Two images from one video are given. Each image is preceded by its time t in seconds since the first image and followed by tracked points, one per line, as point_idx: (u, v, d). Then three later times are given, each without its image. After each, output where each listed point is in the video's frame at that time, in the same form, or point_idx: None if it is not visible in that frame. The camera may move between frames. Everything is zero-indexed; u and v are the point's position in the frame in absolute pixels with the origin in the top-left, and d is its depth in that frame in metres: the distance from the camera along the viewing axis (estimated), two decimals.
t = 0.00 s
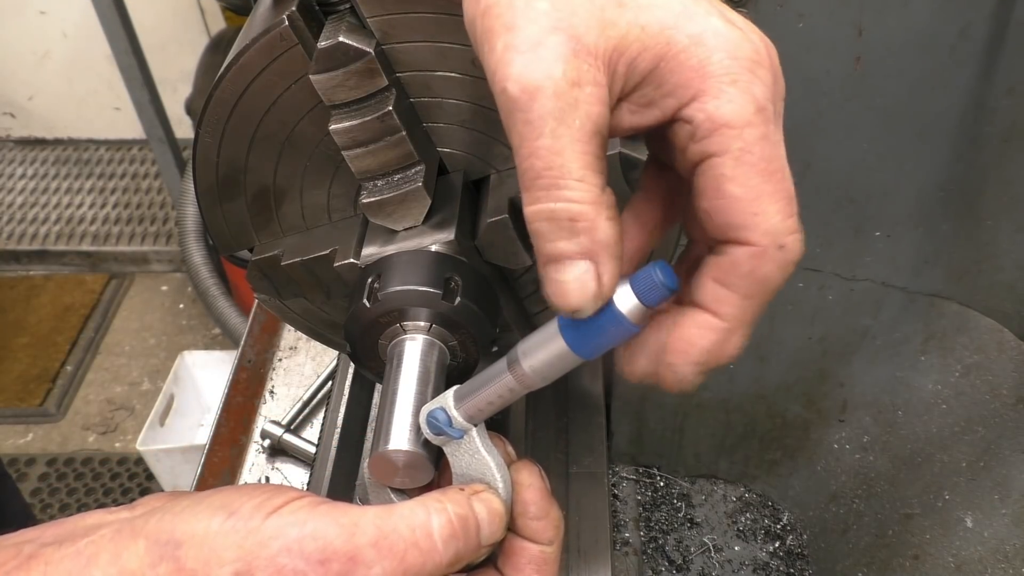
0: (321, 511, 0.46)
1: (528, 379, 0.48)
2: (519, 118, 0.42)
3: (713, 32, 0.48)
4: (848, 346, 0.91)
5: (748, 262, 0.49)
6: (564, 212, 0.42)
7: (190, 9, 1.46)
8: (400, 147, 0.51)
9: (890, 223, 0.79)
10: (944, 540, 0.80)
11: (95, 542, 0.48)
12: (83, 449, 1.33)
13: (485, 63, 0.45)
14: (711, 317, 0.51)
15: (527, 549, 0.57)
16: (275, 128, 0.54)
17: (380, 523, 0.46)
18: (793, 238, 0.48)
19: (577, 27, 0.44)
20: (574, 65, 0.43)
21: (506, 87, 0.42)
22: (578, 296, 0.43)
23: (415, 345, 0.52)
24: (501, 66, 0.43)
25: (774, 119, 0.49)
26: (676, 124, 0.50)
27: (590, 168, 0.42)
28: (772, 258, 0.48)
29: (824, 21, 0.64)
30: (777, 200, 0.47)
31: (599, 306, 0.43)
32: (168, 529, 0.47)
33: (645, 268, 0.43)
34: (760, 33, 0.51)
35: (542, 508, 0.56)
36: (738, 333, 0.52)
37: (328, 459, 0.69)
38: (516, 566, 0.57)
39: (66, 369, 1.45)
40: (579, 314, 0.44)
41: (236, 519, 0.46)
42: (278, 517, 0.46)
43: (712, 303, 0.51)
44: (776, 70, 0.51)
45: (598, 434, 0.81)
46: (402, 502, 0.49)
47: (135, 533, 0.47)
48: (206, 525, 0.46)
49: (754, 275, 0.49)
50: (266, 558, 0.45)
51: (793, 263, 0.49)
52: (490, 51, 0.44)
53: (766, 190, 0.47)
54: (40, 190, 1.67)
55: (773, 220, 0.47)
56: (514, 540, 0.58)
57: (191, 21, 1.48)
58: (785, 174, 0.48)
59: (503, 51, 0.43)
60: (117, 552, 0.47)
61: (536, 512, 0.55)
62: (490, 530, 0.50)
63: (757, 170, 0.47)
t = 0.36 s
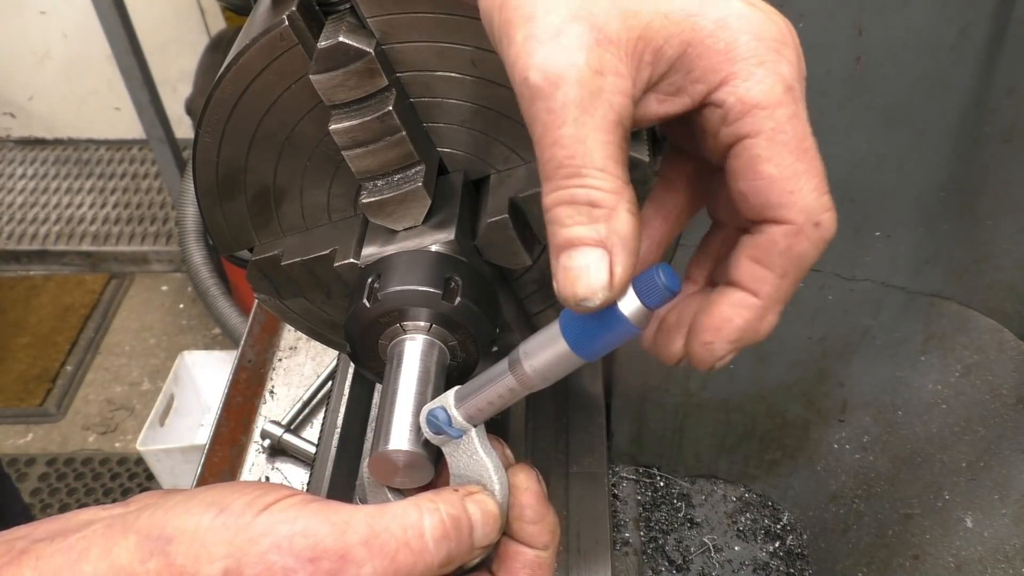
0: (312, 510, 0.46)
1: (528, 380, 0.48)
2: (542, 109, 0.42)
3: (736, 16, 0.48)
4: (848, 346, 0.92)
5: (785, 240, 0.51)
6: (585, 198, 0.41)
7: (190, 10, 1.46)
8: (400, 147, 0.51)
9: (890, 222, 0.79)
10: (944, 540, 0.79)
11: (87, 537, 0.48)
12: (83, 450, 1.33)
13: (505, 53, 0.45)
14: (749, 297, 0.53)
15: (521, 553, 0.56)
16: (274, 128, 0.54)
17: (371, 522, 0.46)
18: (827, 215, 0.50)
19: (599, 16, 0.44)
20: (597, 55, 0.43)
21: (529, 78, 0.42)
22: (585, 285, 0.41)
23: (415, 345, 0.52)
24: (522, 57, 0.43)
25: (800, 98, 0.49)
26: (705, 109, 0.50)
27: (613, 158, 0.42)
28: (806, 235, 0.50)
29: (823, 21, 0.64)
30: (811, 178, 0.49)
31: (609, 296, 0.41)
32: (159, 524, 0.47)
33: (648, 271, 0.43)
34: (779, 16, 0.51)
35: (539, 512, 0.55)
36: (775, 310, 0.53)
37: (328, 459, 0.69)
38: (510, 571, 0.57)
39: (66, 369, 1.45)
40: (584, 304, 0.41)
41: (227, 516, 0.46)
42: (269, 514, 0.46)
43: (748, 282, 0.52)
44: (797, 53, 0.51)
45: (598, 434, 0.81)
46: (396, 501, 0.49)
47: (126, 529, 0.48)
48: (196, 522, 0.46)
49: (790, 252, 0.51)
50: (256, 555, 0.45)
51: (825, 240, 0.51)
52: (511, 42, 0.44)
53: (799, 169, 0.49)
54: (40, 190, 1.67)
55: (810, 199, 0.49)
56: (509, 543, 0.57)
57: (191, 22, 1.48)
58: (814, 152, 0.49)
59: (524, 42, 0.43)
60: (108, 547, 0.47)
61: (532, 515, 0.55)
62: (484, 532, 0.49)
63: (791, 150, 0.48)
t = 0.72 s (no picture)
0: (296, 502, 0.45)
1: (528, 380, 0.48)
2: (517, 133, 0.44)
3: (711, 52, 0.47)
4: (848, 345, 0.90)
5: (727, 279, 0.47)
6: (551, 226, 0.45)
7: (190, 10, 1.46)
8: (401, 147, 0.51)
9: (890, 222, 0.79)
10: (944, 540, 0.80)
11: (74, 539, 0.47)
12: (83, 450, 1.33)
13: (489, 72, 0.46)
14: (686, 328, 0.49)
15: (518, 556, 0.56)
16: (274, 128, 0.54)
17: (356, 512, 0.45)
18: (773, 259, 0.47)
19: (576, 43, 0.45)
20: (572, 82, 0.44)
21: (505, 100, 0.43)
22: (556, 309, 0.45)
23: (415, 344, 0.52)
24: (502, 78, 0.44)
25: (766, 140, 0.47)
26: (669, 141, 0.49)
27: (579, 184, 0.44)
28: (750, 277, 0.47)
29: (823, 21, 0.64)
30: (762, 221, 0.46)
31: (574, 317, 0.46)
32: (146, 523, 0.46)
33: (646, 270, 0.44)
34: (762, 54, 0.50)
35: (535, 514, 0.55)
36: (708, 345, 0.50)
37: (328, 458, 0.69)
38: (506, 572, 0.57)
39: (66, 369, 1.45)
40: (553, 323, 0.46)
41: (213, 513, 0.45)
42: (253, 509, 0.45)
43: (687, 314, 0.49)
44: (772, 90, 0.50)
45: (598, 434, 0.82)
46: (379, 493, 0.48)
47: (112, 529, 0.47)
48: (182, 520, 0.45)
49: (732, 292, 0.48)
50: (241, 550, 0.44)
51: (769, 284, 0.48)
52: (493, 61, 0.45)
53: (751, 211, 0.46)
54: (40, 190, 1.67)
55: (755, 240, 0.46)
56: (503, 545, 0.57)
57: (191, 22, 1.48)
58: (772, 195, 0.47)
59: (505, 63, 0.44)
60: (93, 548, 0.46)
61: (528, 517, 0.55)
62: (471, 516, 0.48)
63: (743, 191, 0.46)
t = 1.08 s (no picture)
0: (312, 486, 0.45)
1: (528, 360, 0.47)
2: (531, 149, 0.43)
3: (724, 64, 0.46)
4: (848, 345, 0.90)
5: (735, 274, 0.53)
6: (567, 232, 0.43)
7: (190, 9, 1.46)
8: (401, 147, 0.51)
9: (890, 222, 0.79)
10: (944, 540, 0.80)
11: (94, 526, 0.48)
12: (83, 450, 1.33)
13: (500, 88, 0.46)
14: (685, 302, 0.56)
15: (521, 528, 0.55)
16: (275, 128, 0.54)
17: (370, 493, 0.45)
18: (782, 262, 0.52)
19: (587, 59, 0.44)
20: (585, 98, 0.43)
21: (519, 117, 0.43)
22: (561, 317, 0.42)
23: (415, 344, 0.52)
24: (514, 95, 0.44)
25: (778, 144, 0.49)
26: (684, 149, 0.51)
27: (595, 197, 0.43)
28: (757, 275, 0.53)
29: (824, 21, 0.64)
30: (773, 226, 0.50)
31: (578, 327, 0.43)
32: (165, 509, 0.46)
33: (645, 254, 0.44)
34: (772, 59, 0.49)
35: (537, 487, 0.55)
36: (698, 319, 0.57)
37: (328, 458, 0.69)
38: (510, 547, 0.56)
39: (66, 369, 1.45)
40: (556, 333, 0.43)
41: (231, 498, 0.46)
42: (271, 493, 0.45)
43: (690, 290, 0.56)
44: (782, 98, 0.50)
45: (598, 434, 0.82)
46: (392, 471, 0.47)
47: (132, 515, 0.47)
48: (202, 505, 0.46)
49: (735, 283, 0.54)
50: (261, 534, 0.44)
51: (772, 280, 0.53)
52: (504, 78, 0.44)
53: (765, 217, 0.50)
54: (40, 190, 1.67)
55: (767, 246, 0.50)
56: (507, 518, 0.56)
57: (191, 21, 1.48)
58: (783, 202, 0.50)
59: (516, 80, 0.44)
60: (114, 534, 0.47)
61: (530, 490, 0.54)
62: (481, 494, 0.48)
63: (759, 200, 0.49)
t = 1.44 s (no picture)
0: (312, 485, 0.45)
1: (525, 365, 0.47)
2: (527, 155, 0.43)
3: (719, 67, 0.47)
4: (848, 345, 0.90)
5: (735, 275, 0.53)
6: (563, 238, 0.42)
7: (190, 9, 1.46)
8: (400, 147, 0.51)
9: (890, 223, 0.79)
10: (944, 540, 0.80)
11: (94, 523, 0.48)
12: (83, 450, 1.33)
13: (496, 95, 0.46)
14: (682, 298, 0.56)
15: (524, 537, 0.56)
16: (275, 128, 0.54)
17: (371, 495, 0.44)
18: (782, 263, 0.52)
19: (582, 66, 0.44)
20: (581, 104, 0.43)
21: (515, 124, 0.43)
22: (556, 321, 0.41)
23: (415, 345, 0.52)
24: (510, 102, 0.44)
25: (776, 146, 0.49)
26: (682, 153, 0.51)
27: (591, 201, 0.43)
28: (756, 277, 0.53)
29: (823, 21, 0.64)
30: (773, 228, 0.50)
31: (574, 332, 0.41)
32: (164, 507, 0.46)
33: (640, 254, 0.44)
34: (769, 57, 0.49)
35: (540, 495, 0.55)
36: (693, 316, 0.58)
37: (328, 458, 0.69)
38: (513, 556, 0.57)
39: (66, 369, 1.45)
40: (551, 339, 0.42)
41: (232, 497, 0.46)
42: (271, 492, 0.46)
43: (688, 288, 0.56)
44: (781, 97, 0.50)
45: (598, 434, 0.82)
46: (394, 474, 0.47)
47: (133, 513, 0.47)
48: (202, 503, 0.46)
49: (734, 284, 0.54)
50: (260, 532, 0.44)
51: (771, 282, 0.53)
52: (500, 87, 0.45)
53: (764, 219, 0.50)
54: (40, 190, 1.67)
55: (767, 248, 0.51)
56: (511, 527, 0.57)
57: (191, 21, 1.48)
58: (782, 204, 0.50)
59: (511, 88, 0.44)
60: (114, 531, 0.46)
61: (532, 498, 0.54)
62: (482, 500, 0.48)
63: (757, 202, 0.49)
